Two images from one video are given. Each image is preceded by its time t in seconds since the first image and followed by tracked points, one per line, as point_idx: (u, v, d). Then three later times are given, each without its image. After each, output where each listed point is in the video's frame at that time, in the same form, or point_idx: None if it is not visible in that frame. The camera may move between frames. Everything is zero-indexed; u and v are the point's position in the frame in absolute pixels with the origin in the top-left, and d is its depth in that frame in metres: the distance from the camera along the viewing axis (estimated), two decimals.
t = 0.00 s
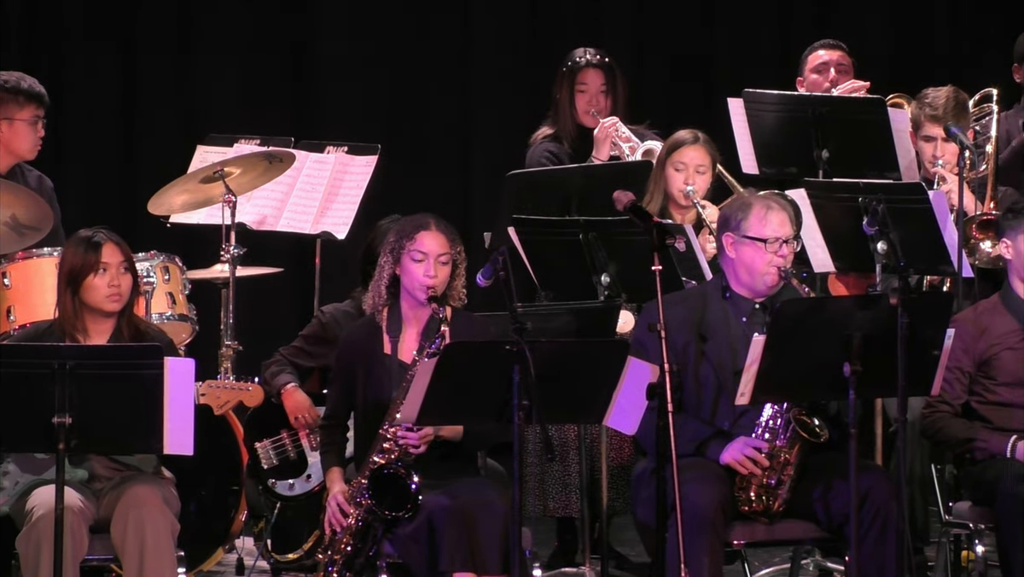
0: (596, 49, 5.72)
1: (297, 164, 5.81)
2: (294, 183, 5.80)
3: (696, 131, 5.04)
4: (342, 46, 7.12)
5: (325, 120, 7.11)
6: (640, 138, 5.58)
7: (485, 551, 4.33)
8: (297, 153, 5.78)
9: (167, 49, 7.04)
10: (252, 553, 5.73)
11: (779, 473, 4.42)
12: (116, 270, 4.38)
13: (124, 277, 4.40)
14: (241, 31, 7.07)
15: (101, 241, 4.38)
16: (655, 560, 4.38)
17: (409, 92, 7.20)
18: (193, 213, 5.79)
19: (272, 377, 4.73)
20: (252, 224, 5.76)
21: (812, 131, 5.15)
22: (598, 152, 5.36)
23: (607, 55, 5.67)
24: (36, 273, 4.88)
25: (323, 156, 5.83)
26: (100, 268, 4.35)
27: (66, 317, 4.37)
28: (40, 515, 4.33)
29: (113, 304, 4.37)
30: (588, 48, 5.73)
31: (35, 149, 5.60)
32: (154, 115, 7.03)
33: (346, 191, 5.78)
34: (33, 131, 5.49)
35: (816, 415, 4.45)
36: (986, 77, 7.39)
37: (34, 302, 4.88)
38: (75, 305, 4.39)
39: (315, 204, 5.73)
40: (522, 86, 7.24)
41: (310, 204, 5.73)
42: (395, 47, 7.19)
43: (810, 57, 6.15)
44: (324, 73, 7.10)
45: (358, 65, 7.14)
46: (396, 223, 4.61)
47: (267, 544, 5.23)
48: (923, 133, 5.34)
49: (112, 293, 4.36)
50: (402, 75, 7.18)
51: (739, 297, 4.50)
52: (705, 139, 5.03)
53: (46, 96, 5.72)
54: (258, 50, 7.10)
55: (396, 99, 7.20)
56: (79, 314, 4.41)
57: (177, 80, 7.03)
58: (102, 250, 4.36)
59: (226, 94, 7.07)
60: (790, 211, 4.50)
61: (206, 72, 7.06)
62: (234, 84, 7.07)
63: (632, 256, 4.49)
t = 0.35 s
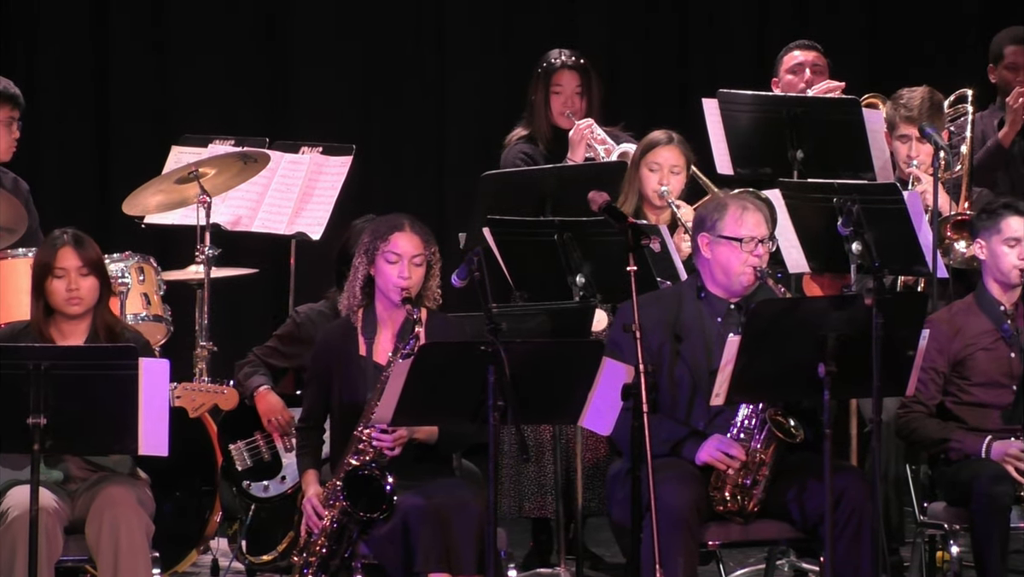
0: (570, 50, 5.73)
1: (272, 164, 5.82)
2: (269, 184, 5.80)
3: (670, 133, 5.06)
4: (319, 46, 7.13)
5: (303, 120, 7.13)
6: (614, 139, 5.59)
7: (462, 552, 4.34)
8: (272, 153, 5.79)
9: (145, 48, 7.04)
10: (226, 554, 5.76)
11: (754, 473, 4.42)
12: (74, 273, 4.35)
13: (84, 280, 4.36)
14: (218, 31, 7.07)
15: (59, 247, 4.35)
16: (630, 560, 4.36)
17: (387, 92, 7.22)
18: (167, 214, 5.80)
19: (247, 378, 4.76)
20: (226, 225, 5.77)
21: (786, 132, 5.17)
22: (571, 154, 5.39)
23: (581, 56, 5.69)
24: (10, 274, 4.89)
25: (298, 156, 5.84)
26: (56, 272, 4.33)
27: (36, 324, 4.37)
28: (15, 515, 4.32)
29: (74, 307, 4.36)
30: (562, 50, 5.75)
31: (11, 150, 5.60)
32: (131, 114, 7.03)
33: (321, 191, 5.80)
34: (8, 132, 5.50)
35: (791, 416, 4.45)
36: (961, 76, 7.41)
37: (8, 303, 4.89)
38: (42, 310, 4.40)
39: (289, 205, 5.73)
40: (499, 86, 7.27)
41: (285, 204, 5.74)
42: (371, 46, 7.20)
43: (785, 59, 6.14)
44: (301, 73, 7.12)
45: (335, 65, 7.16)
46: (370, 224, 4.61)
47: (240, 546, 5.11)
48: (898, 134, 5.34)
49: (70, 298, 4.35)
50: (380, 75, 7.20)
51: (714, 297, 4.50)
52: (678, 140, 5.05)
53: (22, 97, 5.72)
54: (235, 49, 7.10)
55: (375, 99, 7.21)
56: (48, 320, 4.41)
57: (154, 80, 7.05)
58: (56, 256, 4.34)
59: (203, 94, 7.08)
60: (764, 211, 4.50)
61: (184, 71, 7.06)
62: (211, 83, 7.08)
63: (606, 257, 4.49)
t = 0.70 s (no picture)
0: (548, 50, 5.73)
1: (249, 164, 5.80)
2: (246, 183, 5.80)
3: (646, 132, 5.07)
4: (297, 46, 7.13)
5: (282, 120, 7.14)
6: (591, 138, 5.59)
7: (441, 550, 4.32)
8: (249, 152, 5.80)
9: (123, 48, 7.04)
10: (202, 553, 5.81)
11: (730, 473, 4.40)
12: (44, 276, 4.35)
13: (54, 283, 4.37)
14: (197, 30, 7.07)
15: (28, 250, 4.35)
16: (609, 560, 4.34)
17: (366, 91, 7.22)
18: (145, 213, 5.81)
19: (222, 378, 4.79)
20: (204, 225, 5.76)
21: (764, 131, 5.17)
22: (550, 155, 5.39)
23: (559, 55, 5.68)
24: None
25: (275, 155, 5.81)
26: (26, 275, 4.34)
27: (9, 326, 4.38)
28: None
29: (44, 311, 4.36)
30: (540, 49, 5.74)
31: None
32: (110, 114, 7.03)
33: (300, 191, 5.78)
34: None
35: (768, 415, 4.41)
36: (941, 74, 7.43)
37: None
38: (16, 311, 4.42)
39: (266, 204, 5.73)
40: (480, 85, 7.27)
41: (263, 204, 5.73)
42: (349, 46, 7.20)
43: (762, 58, 6.16)
44: (279, 73, 7.12)
45: (312, 65, 7.16)
46: (348, 224, 4.61)
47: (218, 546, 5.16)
48: (875, 134, 5.35)
49: (40, 301, 4.35)
50: (360, 74, 7.21)
51: (691, 297, 4.50)
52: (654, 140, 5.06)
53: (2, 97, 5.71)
54: (214, 49, 7.10)
55: (354, 99, 7.22)
56: (21, 322, 4.42)
57: (134, 79, 7.05)
58: (26, 260, 4.34)
59: (181, 94, 7.08)
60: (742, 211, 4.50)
61: (162, 71, 7.06)
62: (190, 83, 7.08)
63: (584, 256, 4.50)
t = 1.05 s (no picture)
0: (522, 51, 5.73)
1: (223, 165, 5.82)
2: (220, 184, 5.80)
3: (620, 132, 5.08)
4: (270, 47, 7.15)
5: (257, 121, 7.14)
6: (565, 139, 5.60)
7: (416, 551, 4.33)
8: (224, 153, 5.81)
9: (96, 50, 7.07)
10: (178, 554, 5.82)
11: (704, 473, 4.39)
12: (18, 279, 4.34)
13: (27, 286, 4.36)
14: (170, 34, 7.11)
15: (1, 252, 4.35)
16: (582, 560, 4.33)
17: (341, 92, 7.22)
18: (119, 214, 5.83)
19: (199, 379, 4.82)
20: (179, 226, 5.76)
21: (737, 132, 5.17)
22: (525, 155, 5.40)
23: (532, 56, 5.68)
24: None
25: (250, 156, 5.83)
26: None
27: None
28: None
29: (17, 313, 4.36)
30: (514, 50, 5.75)
31: None
32: (84, 117, 7.08)
33: (275, 192, 5.79)
34: None
35: (740, 414, 4.39)
36: (921, 75, 7.45)
37: None
38: None
39: (240, 205, 5.73)
40: (461, 86, 7.28)
41: (236, 205, 5.73)
42: (322, 46, 7.20)
43: (738, 59, 6.16)
44: (259, 74, 7.13)
45: (288, 66, 7.17)
46: (322, 225, 4.61)
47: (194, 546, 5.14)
48: (847, 135, 5.32)
49: (13, 303, 4.35)
50: (341, 75, 7.22)
51: (666, 298, 4.49)
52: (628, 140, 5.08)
53: None
54: (188, 51, 7.11)
55: (329, 99, 7.22)
56: None
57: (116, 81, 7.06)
58: None
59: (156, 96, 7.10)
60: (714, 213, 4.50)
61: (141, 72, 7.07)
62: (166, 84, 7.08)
63: (558, 256, 4.51)
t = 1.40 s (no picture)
0: (494, 52, 5.75)
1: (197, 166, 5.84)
2: (193, 185, 5.81)
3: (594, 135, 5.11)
4: (245, 48, 7.15)
5: (237, 122, 7.15)
6: (537, 140, 5.61)
7: (388, 552, 4.32)
8: (197, 154, 5.83)
9: (75, 51, 7.05)
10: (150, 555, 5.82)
11: (676, 474, 4.37)
12: None
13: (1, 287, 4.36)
14: (146, 35, 7.09)
15: None
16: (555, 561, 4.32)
17: (320, 93, 7.25)
18: (92, 215, 5.83)
19: (171, 382, 4.84)
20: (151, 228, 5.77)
21: (711, 133, 5.19)
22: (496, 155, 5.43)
23: (504, 57, 5.71)
24: None
25: (222, 157, 5.86)
26: None
27: None
28: None
29: None
30: (487, 52, 5.77)
31: None
32: (63, 117, 7.05)
33: (247, 193, 5.81)
34: None
35: (712, 413, 4.39)
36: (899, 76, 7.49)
37: None
38: None
39: (213, 205, 5.74)
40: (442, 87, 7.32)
41: (210, 205, 5.75)
42: (298, 46, 7.24)
43: (712, 60, 6.16)
44: (241, 75, 7.14)
45: (269, 67, 7.19)
46: (296, 226, 4.61)
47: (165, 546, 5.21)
48: (820, 135, 5.42)
49: None
50: (322, 75, 7.24)
51: (636, 298, 4.51)
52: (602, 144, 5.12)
53: None
54: (164, 53, 7.11)
55: (308, 100, 7.25)
56: None
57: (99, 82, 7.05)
58: None
59: (134, 98, 7.10)
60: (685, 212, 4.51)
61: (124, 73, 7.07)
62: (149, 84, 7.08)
63: (531, 257, 4.52)
